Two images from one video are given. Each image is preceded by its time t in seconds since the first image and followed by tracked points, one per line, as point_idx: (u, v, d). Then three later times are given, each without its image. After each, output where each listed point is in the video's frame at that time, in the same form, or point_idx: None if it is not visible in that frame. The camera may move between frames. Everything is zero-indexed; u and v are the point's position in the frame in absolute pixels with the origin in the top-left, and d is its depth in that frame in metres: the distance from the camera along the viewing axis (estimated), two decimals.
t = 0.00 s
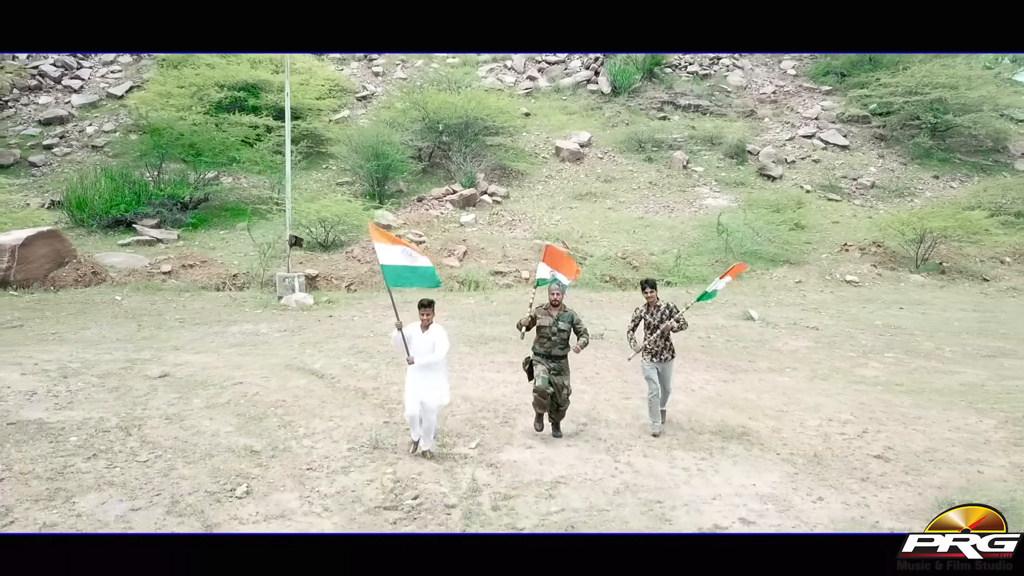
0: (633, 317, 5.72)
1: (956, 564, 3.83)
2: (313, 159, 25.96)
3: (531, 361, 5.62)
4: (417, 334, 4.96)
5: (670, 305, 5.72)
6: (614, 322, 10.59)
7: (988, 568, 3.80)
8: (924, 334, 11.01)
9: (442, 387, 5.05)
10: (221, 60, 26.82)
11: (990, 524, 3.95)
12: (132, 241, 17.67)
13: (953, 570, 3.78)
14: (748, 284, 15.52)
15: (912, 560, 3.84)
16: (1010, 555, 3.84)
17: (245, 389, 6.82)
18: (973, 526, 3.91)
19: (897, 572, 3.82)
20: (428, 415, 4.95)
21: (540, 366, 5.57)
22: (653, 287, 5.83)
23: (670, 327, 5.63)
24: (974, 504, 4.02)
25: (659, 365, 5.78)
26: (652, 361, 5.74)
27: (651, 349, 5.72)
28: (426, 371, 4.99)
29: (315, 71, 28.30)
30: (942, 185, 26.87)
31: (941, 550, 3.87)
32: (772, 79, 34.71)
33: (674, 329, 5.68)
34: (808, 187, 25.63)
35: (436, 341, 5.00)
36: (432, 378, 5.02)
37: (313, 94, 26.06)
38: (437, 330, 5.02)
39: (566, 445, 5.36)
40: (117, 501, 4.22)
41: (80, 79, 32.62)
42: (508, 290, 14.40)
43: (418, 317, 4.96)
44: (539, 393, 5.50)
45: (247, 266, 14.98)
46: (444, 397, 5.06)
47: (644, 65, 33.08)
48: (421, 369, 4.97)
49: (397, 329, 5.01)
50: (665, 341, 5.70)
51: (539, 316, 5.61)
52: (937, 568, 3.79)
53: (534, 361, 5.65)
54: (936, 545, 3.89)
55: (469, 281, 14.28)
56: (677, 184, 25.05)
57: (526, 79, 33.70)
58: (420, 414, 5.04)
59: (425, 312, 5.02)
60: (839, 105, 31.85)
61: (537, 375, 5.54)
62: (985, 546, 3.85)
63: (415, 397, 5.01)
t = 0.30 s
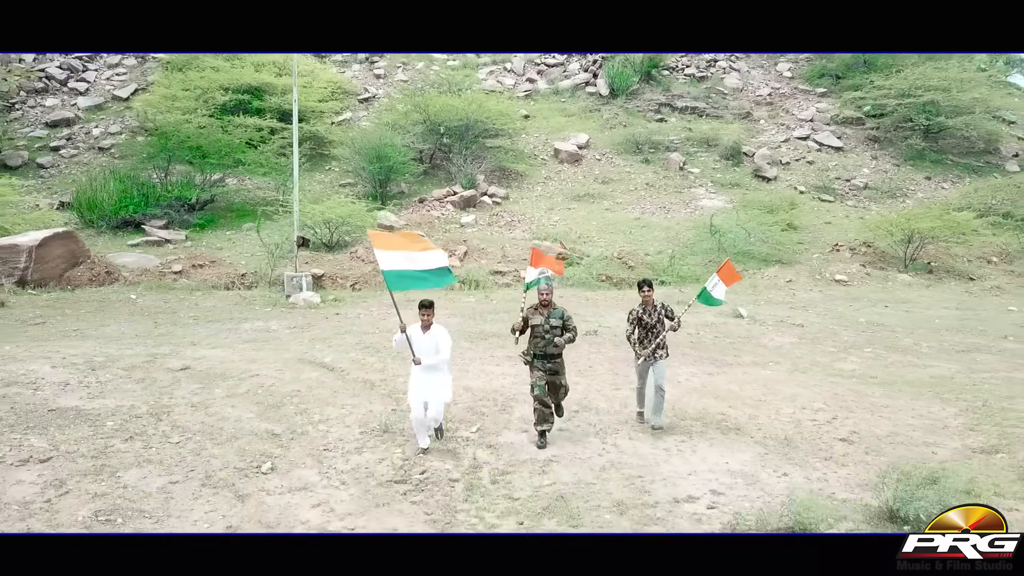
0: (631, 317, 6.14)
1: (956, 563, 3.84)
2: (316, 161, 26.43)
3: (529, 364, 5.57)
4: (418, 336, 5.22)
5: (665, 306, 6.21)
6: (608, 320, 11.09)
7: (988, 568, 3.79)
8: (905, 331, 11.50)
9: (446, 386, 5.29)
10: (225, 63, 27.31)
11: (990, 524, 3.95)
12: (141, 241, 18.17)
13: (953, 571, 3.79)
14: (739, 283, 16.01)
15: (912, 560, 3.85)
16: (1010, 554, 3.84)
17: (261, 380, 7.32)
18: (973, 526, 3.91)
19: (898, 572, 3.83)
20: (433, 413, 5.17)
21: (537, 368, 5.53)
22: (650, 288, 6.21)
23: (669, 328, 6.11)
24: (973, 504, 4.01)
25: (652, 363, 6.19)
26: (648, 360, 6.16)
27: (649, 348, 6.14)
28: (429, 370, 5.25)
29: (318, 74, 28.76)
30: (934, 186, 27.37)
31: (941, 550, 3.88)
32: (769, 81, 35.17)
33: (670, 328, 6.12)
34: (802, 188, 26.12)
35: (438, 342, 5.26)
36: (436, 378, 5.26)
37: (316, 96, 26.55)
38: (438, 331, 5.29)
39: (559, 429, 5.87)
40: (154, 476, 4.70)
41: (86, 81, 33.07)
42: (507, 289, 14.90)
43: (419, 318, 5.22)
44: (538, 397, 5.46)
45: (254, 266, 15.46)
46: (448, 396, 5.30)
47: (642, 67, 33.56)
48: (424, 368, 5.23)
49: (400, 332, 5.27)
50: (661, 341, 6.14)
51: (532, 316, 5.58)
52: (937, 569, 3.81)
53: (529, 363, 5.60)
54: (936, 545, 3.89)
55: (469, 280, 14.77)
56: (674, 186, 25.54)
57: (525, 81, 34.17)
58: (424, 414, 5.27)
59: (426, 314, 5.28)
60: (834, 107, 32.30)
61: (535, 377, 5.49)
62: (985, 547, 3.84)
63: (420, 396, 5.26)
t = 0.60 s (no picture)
0: (626, 321, 5.71)
1: (956, 564, 3.89)
2: (319, 163, 26.95)
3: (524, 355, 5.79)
4: (428, 333, 5.40)
5: (664, 312, 5.74)
6: (602, 317, 11.60)
7: (988, 568, 3.86)
8: (887, 328, 12.01)
9: (451, 379, 5.51)
10: (230, 66, 27.79)
11: (989, 525, 4.08)
12: (150, 241, 18.68)
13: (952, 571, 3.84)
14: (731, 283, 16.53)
15: (913, 560, 3.90)
16: (1010, 555, 3.91)
17: (275, 372, 7.85)
18: (973, 526, 4.05)
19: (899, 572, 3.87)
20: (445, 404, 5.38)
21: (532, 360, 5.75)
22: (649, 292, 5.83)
23: (661, 333, 5.63)
24: (973, 505, 4.18)
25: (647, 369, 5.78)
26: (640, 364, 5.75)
27: (640, 353, 5.72)
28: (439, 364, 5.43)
29: (320, 76, 29.23)
30: (926, 187, 27.88)
31: (941, 550, 3.96)
32: (764, 83, 35.65)
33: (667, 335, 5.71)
34: (796, 189, 26.62)
35: (447, 339, 5.45)
36: (444, 372, 5.46)
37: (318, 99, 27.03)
38: (448, 327, 5.47)
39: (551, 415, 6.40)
40: (185, 456, 5.20)
41: (92, 83, 33.54)
42: (506, 288, 15.42)
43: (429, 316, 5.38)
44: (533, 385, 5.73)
45: (261, 266, 15.97)
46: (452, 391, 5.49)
47: (639, 69, 34.06)
48: (435, 363, 5.40)
49: (412, 327, 5.38)
50: (654, 347, 5.72)
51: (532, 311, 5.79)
52: (937, 569, 3.85)
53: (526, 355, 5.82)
54: (936, 546, 3.98)
55: (470, 279, 15.29)
56: (670, 187, 26.04)
57: (524, 83, 34.67)
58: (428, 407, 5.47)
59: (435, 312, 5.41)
60: (828, 109, 32.79)
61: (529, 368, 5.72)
62: (985, 546, 3.94)
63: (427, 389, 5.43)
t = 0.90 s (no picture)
0: (625, 332, 5.80)
1: (957, 564, 3.98)
2: (321, 165, 27.46)
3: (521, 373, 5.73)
4: (427, 330, 5.56)
5: (661, 320, 5.90)
6: (597, 315, 12.10)
7: (988, 568, 3.94)
8: (870, 326, 12.51)
9: (450, 378, 5.60)
10: (233, 69, 28.24)
11: (990, 525, 4.16)
12: (158, 241, 19.17)
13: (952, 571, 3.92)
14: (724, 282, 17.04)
15: (912, 560, 3.98)
16: (1011, 555, 4.01)
17: (286, 365, 8.34)
18: (973, 526, 4.13)
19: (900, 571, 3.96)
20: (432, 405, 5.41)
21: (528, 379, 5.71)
22: (646, 302, 5.92)
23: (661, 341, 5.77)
24: (974, 505, 4.25)
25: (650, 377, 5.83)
26: (644, 374, 5.79)
27: (642, 363, 5.79)
28: (437, 362, 5.56)
29: (322, 79, 29.68)
30: (918, 189, 28.40)
31: (941, 550, 4.05)
32: (760, 85, 36.11)
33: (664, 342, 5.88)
34: (789, 190, 27.10)
35: (445, 336, 5.62)
36: (442, 370, 5.57)
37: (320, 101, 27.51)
38: (444, 325, 5.63)
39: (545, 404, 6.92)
40: (209, 439, 5.69)
41: (96, 85, 33.97)
42: (505, 287, 15.93)
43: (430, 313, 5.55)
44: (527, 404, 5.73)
45: (267, 266, 16.46)
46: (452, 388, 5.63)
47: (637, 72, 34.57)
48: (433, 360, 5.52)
49: (408, 327, 5.55)
50: (656, 354, 5.83)
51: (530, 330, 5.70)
52: (937, 568, 3.93)
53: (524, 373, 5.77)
54: (937, 546, 4.07)
55: (469, 279, 15.80)
56: (666, 188, 26.54)
57: (523, 85, 35.15)
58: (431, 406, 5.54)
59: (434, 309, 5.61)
60: (823, 111, 33.26)
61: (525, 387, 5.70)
62: (985, 547, 4.03)
63: (427, 388, 5.52)
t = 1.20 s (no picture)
0: (630, 327, 5.97)
1: (957, 564, 4.02)
2: (324, 166, 27.97)
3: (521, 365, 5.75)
4: (428, 341, 5.67)
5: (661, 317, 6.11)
6: (592, 313, 12.59)
7: (988, 568, 3.97)
8: (855, 323, 13.00)
9: (450, 388, 5.71)
10: (236, 72, 28.68)
11: (990, 527, 4.27)
12: (166, 242, 19.67)
13: (952, 570, 3.95)
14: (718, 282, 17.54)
15: (912, 560, 4.02)
16: (1011, 555, 4.05)
17: (297, 360, 8.85)
18: (973, 527, 4.24)
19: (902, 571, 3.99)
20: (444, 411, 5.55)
21: (528, 370, 5.71)
22: (646, 299, 6.12)
23: (663, 336, 5.97)
24: (975, 507, 4.37)
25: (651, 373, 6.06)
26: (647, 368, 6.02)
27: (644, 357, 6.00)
28: (439, 373, 5.69)
29: (325, 81, 30.14)
30: (911, 190, 28.90)
31: (942, 551, 4.12)
32: (757, 87, 36.56)
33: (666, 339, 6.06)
34: (784, 192, 27.57)
35: (446, 347, 5.72)
36: (444, 380, 5.71)
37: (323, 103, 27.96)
38: (446, 336, 5.77)
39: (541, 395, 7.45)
40: (230, 426, 6.20)
41: (101, 87, 34.43)
42: (504, 286, 16.43)
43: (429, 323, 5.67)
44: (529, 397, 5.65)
45: (274, 266, 16.96)
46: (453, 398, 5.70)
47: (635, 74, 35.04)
48: (436, 371, 5.65)
49: (410, 337, 5.68)
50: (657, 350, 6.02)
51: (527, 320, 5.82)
52: (937, 568, 3.97)
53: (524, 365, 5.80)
54: (937, 546, 4.13)
55: (470, 279, 16.31)
56: (663, 190, 27.03)
57: (523, 88, 35.64)
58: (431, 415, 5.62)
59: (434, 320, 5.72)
60: (818, 113, 33.74)
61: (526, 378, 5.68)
62: (985, 547, 4.09)
63: (430, 398, 5.63)
